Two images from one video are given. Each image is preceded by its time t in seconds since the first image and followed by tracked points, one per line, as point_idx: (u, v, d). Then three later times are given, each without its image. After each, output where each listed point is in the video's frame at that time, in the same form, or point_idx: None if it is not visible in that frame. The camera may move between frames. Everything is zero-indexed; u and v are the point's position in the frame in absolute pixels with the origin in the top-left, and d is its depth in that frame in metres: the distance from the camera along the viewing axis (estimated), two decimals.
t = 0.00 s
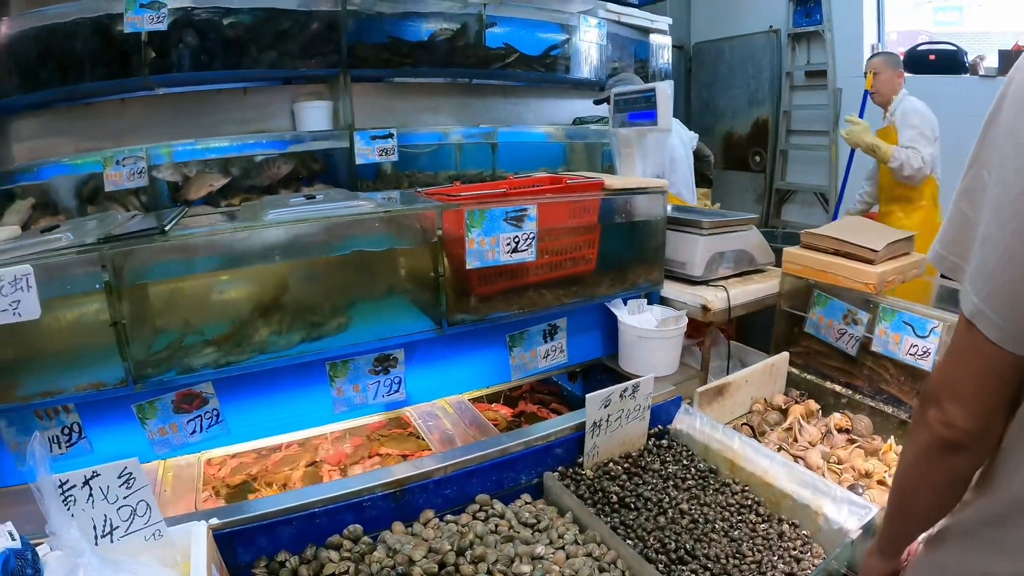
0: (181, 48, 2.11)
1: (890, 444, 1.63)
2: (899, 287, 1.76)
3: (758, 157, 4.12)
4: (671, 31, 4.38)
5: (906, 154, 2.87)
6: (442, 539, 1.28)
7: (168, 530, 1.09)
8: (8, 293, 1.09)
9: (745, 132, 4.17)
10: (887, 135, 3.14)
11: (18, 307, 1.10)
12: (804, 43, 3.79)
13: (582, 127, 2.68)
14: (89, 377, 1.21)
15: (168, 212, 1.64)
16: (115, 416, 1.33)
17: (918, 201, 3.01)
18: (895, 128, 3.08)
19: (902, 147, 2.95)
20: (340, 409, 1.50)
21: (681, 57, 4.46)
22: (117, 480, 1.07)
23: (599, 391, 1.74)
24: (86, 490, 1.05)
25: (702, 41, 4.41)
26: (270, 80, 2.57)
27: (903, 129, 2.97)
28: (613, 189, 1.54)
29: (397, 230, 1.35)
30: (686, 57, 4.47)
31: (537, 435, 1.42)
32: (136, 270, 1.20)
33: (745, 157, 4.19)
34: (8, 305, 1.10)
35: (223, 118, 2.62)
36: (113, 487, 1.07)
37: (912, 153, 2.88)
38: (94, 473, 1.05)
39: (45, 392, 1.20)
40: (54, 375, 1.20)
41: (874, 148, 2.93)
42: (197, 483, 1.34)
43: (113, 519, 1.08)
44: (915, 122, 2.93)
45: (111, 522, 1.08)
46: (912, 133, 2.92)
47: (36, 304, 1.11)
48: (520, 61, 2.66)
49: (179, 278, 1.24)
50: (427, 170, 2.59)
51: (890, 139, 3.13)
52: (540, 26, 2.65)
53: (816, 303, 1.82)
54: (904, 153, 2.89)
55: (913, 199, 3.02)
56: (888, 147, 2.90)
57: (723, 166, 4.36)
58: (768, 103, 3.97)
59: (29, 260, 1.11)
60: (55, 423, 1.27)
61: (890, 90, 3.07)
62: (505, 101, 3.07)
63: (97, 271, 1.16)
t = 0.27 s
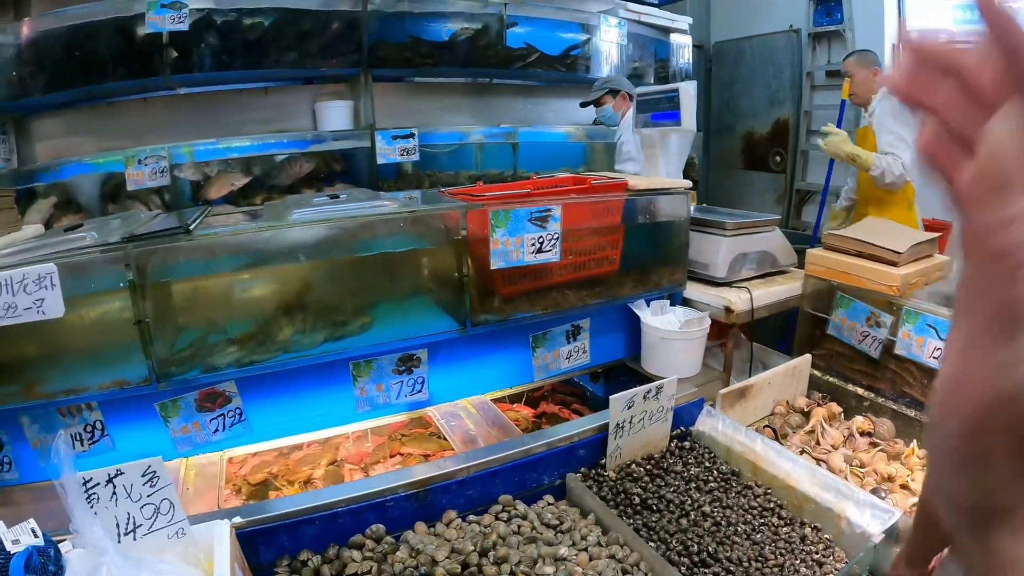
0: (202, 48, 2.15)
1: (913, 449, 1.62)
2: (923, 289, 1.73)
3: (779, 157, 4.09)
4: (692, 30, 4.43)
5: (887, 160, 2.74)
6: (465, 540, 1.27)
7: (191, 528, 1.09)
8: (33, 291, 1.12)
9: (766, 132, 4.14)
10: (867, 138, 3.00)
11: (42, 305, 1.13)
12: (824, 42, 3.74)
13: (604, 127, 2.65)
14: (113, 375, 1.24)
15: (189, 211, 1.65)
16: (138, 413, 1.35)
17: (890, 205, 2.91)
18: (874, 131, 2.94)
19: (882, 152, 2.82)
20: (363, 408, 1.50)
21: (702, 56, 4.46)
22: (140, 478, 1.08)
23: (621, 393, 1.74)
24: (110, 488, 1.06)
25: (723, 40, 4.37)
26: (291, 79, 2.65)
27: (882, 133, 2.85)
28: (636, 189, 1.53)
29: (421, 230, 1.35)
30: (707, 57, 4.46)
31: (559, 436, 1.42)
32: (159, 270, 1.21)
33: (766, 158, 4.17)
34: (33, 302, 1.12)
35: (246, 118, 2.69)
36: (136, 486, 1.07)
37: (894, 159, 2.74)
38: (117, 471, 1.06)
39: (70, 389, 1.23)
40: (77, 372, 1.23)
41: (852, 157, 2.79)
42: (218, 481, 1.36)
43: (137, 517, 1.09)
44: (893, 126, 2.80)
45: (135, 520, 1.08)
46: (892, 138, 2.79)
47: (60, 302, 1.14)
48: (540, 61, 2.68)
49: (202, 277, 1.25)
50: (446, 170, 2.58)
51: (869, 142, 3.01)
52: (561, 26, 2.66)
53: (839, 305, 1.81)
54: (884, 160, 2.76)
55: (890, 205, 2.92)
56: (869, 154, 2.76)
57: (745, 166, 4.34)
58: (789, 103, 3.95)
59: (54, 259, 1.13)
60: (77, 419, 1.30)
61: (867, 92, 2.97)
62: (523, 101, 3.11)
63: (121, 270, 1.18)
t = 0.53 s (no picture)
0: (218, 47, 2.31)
1: (931, 452, 1.59)
2: (943, 290, 1.71)
3: (797, 156, 3.94)
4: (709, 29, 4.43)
5: (872, 149, 2.78)
6: (478, 538, 1.27)
7: (205, 524, 1.11)
8: (52, 288, 1.14)
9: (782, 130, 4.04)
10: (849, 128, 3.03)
11: (61, 302, 1.15)
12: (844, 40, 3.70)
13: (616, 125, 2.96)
14: (131, 371, 1.26)
15: (207, 209, 1.66)
16: (152, 409, 1.36)
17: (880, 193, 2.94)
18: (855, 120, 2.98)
19: (865, 141, 2.86)
20: (378, 406, 1.50)
21: (720, 54, 4.43)
22: (155, 473, 1.08)
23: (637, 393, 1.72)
24: (125, 482, 1.07)
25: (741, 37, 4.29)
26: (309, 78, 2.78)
27: (864, 122, 2.88)
28: (654, 188, 1.52)
29: (437, 228, 1.35)
30: (725, 54, 4.42)
31: (574, 435, 1.41)
32: (176, 267, 1.22)
33: (784, 156, 4.05)
34: (52, 299, 1.14)
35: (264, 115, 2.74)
36: (151, 480, 1.08)
37: (877, 147, 2.79)
38: (133, 466, 1.07)
39: (86, 384, 1.25)
40: (97, 368, 1.25)
41: (839, 148, 2.80)
42: (234, 477, 1.36)
43: (152, 511, 1.10)
44: (877, 114, 2.83)
45: (150, 514, 1.10)
46: (875, 126, 2.83)
47: (77, 298, 1.15)
48: (557, 58, 2.81)
49: (218, 275, 1.26)
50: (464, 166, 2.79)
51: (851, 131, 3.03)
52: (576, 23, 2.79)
53: (857, 305, 1.79)
54: (868, 149, 2.80)
55: (878, 193, 2.94)
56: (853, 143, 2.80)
57: (762, 165, 4.23)
58: (806, 102, 3.85)
59: (71, 256, 1.15)
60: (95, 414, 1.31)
61: (846, 84, 2.99)
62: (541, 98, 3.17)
63: (138, 267, 1.19)
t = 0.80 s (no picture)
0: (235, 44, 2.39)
1: (948, 455, 1.57)
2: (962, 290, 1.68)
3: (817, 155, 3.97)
4: (728, 24, 4.33)
5: (865, 141, 2.74)
6: (489, 536, 1.25)
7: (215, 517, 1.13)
8: (66, 282, 1.15)
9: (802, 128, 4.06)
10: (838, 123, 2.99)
11: (75, 297, 1.16)
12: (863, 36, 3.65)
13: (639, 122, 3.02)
14: (145, 364, 1.26)
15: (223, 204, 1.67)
16: (165, 402, 1.39)
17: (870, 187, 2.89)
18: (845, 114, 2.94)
19: (857, 134, 2.82)
20: (390, 402, 1.50)
21: (738, 50, 4.41)
22: (166, 466, 1.08)
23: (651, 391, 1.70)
24: (137, 475, 1.07)
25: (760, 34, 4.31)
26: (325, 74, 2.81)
27: (855, 115, 2.84)
28: (670, 184, 1.51)
29: (451, 224, 1.34)
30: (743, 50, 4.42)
31: (587, 433, 1.39)
32: (190, 261, 1.23)
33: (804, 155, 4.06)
34: (66, 293, 1.16)
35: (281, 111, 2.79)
36: (162, 474, 1.09)
37: (870, 139, 2.75)
38: (145, 459, 1.07)
39: (101, 377, 1.26)
40: (112, 361, 1.25)
41: (831, 140, 2.76)
42: (245, 471, 1.36)
43: (162, 503, 1.10)
44: (867, 107, 2.80)
45: (160, 507, 1.10)
46: (866, 119, 2.80)
47: (91, 293, 1.17)
48: (574, 54, 2.82)
49: (233, 269, 1.26)
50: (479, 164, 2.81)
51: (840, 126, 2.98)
52: (595, 20, 2.83)
53: (875, 305, 1.76)
54: (861, 141, 2.75)
55: (870, 187, 2.88)
56: (845, 136, 2.75)
57: (781, 162, 4.24)
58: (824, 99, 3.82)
59: (86, 251, 1.16)
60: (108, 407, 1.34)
61: (834, 79, 2.96)
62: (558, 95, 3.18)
63: (152, 262, 1.20)
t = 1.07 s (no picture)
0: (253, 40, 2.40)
1: (966, 455, 1.55)
2: (982, 289, 1.66)
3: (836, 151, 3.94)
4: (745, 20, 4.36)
5: (858, 138, 2.72)
6: (503, 531, 1.24)
7: (230, 508, 1.14)
8: (84, 275, 1.17)
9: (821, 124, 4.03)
10: (833, 117, 2.97)
11: (93, 289, 1.18)
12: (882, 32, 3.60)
13: (654, 118, 3.00)
14: (163, 357, 1.29)
15: (240, 198, 1.68)
16: (181, 395, 1.40)
17: (863, 184, 2.89)
18: (840, 110, 2.91)
19: (851, 129, 2.80)
20: (406, 396, 1.51)
21: (756, 46, 4.41)
22: (182, 458, 1.12)
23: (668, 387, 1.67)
24: (152, 466, 1.11)
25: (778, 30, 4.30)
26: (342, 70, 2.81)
27: (851, 110, 2.82)
28: (688, 180, 1.50)
29: (468, 219, 1.34)
30: (761, 46, 4.40)
31: (602, 429, 1.39)
32: (208, 255, 1.24)
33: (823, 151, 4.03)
34: (85, 286, 1.17)
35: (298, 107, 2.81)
36: (178, 465, 1.12)
37: (864, 135, 2.73)
38: (160, 450, 1.10)
39: (117, 369, 1.28)
40: (131, 354, 1.28)
41: (825, 135, 2.74)
42: (261, 464, 1.37)
43: (178, 494, 1.14)
44: (863, 104, 2.77)
45: (176, 498, 1.14)
46: (861, 116, 2.77)
47: (109, 286, 1.19)
48: (591, 49, 2.82)
49: (250, 263, 1.27)
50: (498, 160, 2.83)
51: (836, 120, 2.96)
52: (612, 15, 2.82)
53: (893, 302, 1.75)
54: (854, 137, 2.74)
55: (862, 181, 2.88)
56: (839, 132, 2.73)
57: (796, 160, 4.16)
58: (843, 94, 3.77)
59: (104, 244, 1.18)
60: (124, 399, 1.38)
61: (828, 74, 2.93)
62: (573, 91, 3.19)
63: (169, 256, 1.21)
